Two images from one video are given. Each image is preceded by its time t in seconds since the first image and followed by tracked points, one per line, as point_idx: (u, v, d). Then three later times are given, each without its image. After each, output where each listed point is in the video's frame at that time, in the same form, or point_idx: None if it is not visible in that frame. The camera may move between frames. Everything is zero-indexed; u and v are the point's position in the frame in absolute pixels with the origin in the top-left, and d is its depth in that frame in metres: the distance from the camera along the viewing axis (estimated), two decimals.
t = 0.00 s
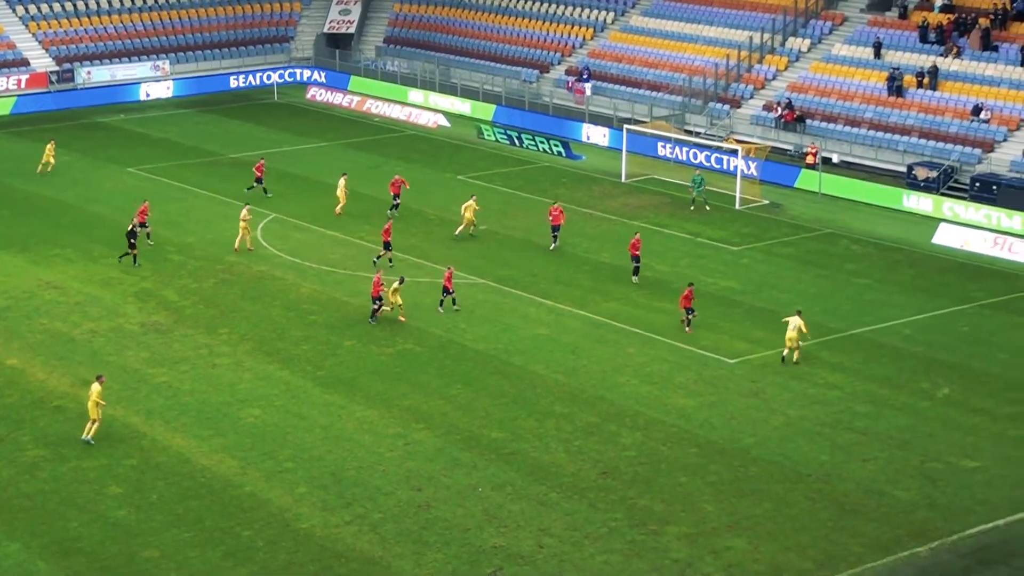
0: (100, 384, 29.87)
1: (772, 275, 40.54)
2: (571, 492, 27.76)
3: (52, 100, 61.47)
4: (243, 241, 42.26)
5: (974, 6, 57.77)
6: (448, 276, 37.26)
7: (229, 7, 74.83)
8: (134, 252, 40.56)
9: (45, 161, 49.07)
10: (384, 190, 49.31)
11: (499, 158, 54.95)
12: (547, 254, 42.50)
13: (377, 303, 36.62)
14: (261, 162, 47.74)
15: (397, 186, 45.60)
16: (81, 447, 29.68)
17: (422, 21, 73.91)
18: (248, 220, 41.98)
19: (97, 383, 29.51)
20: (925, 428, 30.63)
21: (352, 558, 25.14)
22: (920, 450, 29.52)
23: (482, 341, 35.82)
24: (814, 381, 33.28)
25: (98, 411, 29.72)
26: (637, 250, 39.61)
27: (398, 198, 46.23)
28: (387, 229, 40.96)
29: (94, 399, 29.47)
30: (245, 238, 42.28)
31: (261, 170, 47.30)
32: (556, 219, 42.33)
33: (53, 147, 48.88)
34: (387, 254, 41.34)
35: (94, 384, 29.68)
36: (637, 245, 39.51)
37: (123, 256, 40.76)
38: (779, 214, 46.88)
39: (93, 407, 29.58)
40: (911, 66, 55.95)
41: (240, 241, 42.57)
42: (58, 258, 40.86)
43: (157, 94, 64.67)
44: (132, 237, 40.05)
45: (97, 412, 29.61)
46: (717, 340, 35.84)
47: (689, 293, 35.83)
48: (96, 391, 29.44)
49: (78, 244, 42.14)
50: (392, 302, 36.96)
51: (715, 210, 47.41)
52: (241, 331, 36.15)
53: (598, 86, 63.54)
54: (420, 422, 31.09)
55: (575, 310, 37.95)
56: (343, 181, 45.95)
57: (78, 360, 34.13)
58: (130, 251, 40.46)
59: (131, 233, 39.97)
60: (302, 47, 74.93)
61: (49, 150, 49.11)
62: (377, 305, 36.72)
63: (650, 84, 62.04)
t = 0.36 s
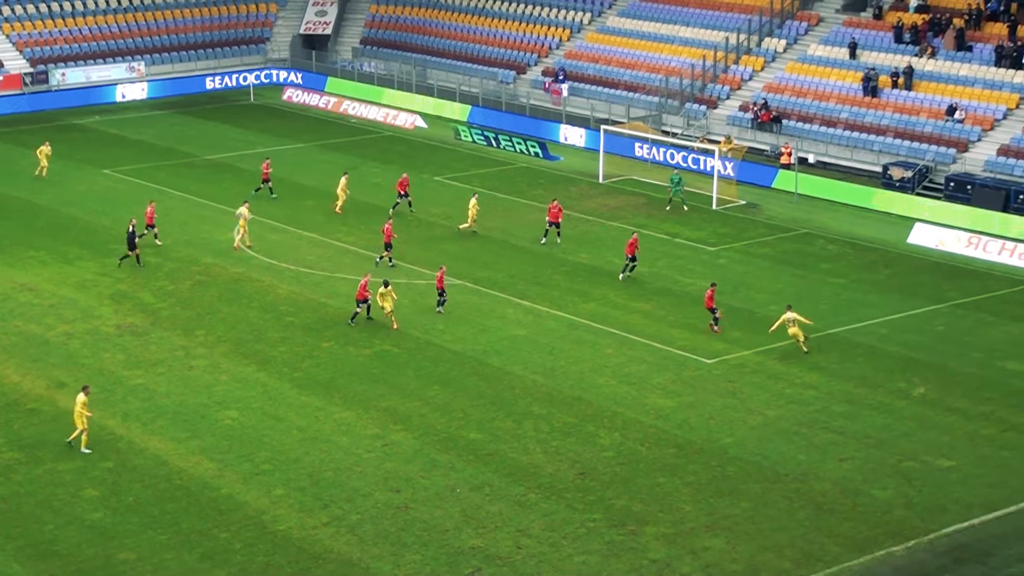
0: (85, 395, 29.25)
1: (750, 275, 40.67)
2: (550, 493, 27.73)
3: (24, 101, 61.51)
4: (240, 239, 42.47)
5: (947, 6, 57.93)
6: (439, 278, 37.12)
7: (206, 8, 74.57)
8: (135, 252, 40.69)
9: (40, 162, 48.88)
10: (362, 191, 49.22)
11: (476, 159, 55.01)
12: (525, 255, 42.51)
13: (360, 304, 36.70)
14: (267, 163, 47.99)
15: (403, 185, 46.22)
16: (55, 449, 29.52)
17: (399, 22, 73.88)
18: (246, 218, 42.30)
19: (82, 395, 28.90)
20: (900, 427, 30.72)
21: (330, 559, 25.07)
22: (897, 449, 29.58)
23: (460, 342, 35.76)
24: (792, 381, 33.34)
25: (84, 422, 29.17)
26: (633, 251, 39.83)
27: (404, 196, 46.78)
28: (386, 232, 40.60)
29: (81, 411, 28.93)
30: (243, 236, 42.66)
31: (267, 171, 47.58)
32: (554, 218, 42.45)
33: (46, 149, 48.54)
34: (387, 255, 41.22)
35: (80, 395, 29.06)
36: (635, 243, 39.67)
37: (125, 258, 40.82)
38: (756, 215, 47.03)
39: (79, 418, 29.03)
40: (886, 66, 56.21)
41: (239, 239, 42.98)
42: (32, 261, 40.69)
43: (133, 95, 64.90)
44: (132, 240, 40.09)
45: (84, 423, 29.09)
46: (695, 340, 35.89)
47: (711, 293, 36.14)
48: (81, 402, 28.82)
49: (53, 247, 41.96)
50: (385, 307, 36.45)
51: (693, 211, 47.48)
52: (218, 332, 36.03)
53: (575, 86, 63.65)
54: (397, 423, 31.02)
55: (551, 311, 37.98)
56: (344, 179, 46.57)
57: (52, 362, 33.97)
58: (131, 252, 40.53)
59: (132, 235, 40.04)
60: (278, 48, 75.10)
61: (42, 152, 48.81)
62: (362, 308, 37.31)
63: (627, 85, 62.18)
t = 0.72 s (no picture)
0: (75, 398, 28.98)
1: (729, 275, 40.79)
2: (531, 493, 27.74)
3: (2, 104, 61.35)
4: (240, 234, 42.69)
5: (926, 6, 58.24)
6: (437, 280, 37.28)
7: (184, 10, 74.43)
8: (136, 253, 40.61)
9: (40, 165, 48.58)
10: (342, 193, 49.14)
11: (455, 160, 55.04)
12: (505, 256, 42.55)
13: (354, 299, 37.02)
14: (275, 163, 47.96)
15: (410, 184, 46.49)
16: (33, 452, 29.38)
17: (378, 23, 73.83)
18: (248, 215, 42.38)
19: (72, 399, 28.65)
20: (880, 427, 30.83)
21: (311, 561, 25.00)
22: (876, 449, 29.68)
23: (441, 343, 35.75)
24: (772, 381, 33.42)
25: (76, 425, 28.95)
26: (637, 249, 40.12)
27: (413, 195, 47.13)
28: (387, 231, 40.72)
29: (71, 415, 28.69)
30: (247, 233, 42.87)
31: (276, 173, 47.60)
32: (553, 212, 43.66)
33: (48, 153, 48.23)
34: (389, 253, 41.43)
35: (70, 400, 28.81)
36: (636, 243, 39.97)
37: (126, 258, 40.89)
38: (736, 215, 47.15)
39: (71, 421, 28.79)
40: (864, 66, 56.44)
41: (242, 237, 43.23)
42: (10, 263, 40.50)
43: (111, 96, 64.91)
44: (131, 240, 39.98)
45: (76, 426, 28.86)
46: (675, 341, 35.94)
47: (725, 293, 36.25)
48: (71, 407, 28.53)
49: (31, 249, 41.78)
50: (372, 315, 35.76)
51: (673, 212, 47.58)
52: (197, 334, 35.93)
53: (555, 87, 63.71)
54: (378, 424, 30.98)
55: (531, 311, 38.03)
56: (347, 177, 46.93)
57: (30, 365, 33.81)
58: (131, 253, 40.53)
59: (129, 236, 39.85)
60: (257, 50, 74.85)
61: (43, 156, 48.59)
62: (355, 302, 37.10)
63: (607, 86, 62.32)
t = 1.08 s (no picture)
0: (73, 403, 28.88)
1: (723, 275, 40.84)
2: (525, 494, 27.74)
3: None
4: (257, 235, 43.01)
5: (918, 6, 58.28)
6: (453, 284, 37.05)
7: (177, 10, 74.42)
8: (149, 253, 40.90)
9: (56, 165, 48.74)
10: (335, 193, 49.12)
11: (449, 160, 55.04)
12: (499, 256, 42.57)
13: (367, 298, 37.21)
14: (297, 163, 48.33)
15: (421, 184, 46.64)
16: (27, 453, 29.34)
17: (372, 23, 73.83)
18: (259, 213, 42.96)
19: (71, 402, 28.57)
20: (874, 426, 30.87)
21: (305, 562, 24.98)
22: (870, 449, 29.71)
23: (435, 344, 35.75)
24: (766, 381, 33.46)
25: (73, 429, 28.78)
26: (638, 245, 40.59)
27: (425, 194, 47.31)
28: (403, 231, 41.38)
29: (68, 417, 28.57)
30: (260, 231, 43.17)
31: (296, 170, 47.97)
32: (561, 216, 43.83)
33: (62, 153, 48.37)
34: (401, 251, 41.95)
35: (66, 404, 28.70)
36: (638, 241, 40.43)
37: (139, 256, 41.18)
38: (730, 215, 47.23)
39: (69, 425, 28.64)
40: (858, 66, 56.52)
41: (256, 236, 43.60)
42: (3, 264, 40.46)
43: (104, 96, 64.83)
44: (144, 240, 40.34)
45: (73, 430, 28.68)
46: (670, 341, 35.95)
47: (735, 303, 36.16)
48: (70, 409, 28.46)
49: (24, 250, 41.73)
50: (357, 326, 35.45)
51: (667, 213, 47.63)
52: (192, 335, 35.89)
53: (549, 87, 63.73)
54: (373, 425, 30.98)
55: (526, 311, 38.04)
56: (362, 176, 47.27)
57: (23, 365, 33.78)
58: (144, 253, 40.76)
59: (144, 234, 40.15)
60: (251, 51, 74.48)
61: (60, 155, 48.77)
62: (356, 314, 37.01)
63: (601, 86, 62.36)
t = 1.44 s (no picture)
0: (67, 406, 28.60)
1: (723, 276, 40.85)
2: (525, 495, 27.73)
3: None
4: (269, 234, 43.16)
5: (917, 7, 58.29)
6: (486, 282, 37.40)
7: (177, 11, 74.43)
8: (164, 252, 41.14)
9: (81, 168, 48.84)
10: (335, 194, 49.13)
11: (449, 161, 55.05)
12: (498, 257, 42.59)
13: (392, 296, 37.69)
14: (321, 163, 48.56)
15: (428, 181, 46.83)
16: (26, 454, 29.34)
17: (372, 24, 73.85)
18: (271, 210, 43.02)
19: (63, 406, 28.30)
20: (874, 427, 30.87)
21: (305, 563, 24.97)
22: (870, 450, 29.72)
23: (434, 344, 35.76)
24: (766, 382, 33.46)
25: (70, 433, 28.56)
26: (630, 240, 40.96)
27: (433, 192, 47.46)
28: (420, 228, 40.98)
29: (63, 421, 28.32)
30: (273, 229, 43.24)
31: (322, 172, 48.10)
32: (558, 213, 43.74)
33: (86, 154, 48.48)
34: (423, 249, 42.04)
35: (60, 406, 28.43)
36: (628, 234, 40.83)
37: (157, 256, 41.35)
38: (729, 216, 47.27)
39: (64, 429, 28.40)
40: (857, 67, 56.55)
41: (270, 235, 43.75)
42: (3, 264, 40.47)
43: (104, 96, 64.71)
44: (160, 239, 40.51)
45: (70, 434, 28.48)
46: (669, 342, 35.95)
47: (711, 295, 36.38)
48: (64, 413, 28.20)
49: (23, 251, 41.74)
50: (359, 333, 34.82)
51: (666, 214, 47.64)
52: (192, 336, 35.89)
53: (549, 88, 63.75)
54: (372, 426, 30.98)
55: (526, 312, 38.05)
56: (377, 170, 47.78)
57: (23, 366, 33.80)
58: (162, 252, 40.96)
59: (159, 234, 40.36)
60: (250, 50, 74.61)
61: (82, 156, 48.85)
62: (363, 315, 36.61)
63: (600, 87, 62.39)
